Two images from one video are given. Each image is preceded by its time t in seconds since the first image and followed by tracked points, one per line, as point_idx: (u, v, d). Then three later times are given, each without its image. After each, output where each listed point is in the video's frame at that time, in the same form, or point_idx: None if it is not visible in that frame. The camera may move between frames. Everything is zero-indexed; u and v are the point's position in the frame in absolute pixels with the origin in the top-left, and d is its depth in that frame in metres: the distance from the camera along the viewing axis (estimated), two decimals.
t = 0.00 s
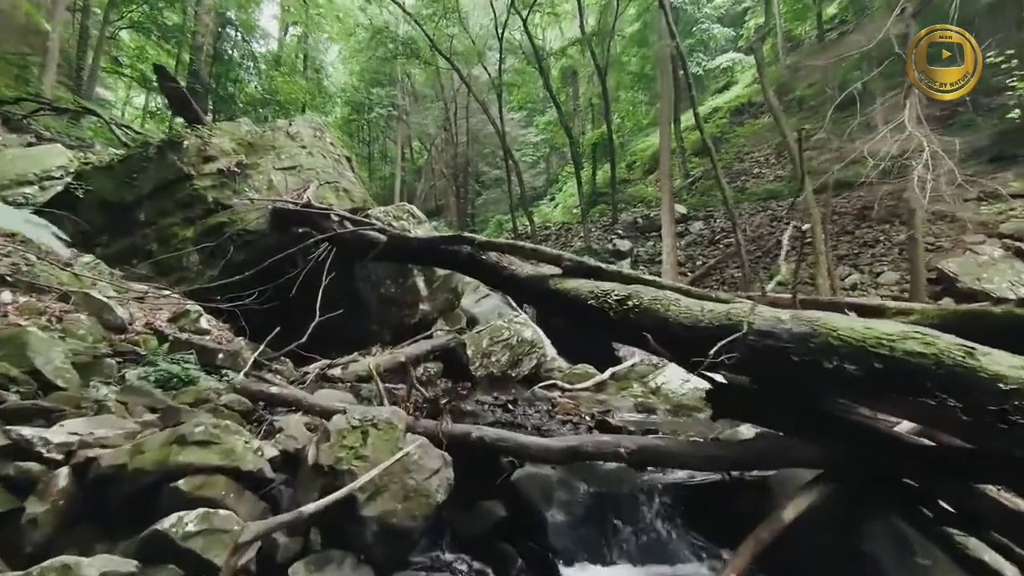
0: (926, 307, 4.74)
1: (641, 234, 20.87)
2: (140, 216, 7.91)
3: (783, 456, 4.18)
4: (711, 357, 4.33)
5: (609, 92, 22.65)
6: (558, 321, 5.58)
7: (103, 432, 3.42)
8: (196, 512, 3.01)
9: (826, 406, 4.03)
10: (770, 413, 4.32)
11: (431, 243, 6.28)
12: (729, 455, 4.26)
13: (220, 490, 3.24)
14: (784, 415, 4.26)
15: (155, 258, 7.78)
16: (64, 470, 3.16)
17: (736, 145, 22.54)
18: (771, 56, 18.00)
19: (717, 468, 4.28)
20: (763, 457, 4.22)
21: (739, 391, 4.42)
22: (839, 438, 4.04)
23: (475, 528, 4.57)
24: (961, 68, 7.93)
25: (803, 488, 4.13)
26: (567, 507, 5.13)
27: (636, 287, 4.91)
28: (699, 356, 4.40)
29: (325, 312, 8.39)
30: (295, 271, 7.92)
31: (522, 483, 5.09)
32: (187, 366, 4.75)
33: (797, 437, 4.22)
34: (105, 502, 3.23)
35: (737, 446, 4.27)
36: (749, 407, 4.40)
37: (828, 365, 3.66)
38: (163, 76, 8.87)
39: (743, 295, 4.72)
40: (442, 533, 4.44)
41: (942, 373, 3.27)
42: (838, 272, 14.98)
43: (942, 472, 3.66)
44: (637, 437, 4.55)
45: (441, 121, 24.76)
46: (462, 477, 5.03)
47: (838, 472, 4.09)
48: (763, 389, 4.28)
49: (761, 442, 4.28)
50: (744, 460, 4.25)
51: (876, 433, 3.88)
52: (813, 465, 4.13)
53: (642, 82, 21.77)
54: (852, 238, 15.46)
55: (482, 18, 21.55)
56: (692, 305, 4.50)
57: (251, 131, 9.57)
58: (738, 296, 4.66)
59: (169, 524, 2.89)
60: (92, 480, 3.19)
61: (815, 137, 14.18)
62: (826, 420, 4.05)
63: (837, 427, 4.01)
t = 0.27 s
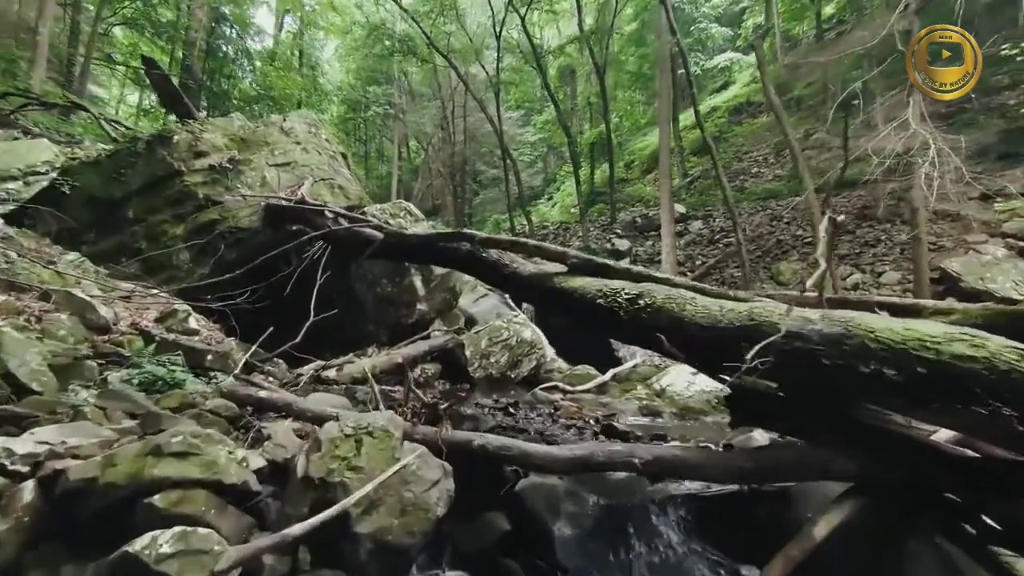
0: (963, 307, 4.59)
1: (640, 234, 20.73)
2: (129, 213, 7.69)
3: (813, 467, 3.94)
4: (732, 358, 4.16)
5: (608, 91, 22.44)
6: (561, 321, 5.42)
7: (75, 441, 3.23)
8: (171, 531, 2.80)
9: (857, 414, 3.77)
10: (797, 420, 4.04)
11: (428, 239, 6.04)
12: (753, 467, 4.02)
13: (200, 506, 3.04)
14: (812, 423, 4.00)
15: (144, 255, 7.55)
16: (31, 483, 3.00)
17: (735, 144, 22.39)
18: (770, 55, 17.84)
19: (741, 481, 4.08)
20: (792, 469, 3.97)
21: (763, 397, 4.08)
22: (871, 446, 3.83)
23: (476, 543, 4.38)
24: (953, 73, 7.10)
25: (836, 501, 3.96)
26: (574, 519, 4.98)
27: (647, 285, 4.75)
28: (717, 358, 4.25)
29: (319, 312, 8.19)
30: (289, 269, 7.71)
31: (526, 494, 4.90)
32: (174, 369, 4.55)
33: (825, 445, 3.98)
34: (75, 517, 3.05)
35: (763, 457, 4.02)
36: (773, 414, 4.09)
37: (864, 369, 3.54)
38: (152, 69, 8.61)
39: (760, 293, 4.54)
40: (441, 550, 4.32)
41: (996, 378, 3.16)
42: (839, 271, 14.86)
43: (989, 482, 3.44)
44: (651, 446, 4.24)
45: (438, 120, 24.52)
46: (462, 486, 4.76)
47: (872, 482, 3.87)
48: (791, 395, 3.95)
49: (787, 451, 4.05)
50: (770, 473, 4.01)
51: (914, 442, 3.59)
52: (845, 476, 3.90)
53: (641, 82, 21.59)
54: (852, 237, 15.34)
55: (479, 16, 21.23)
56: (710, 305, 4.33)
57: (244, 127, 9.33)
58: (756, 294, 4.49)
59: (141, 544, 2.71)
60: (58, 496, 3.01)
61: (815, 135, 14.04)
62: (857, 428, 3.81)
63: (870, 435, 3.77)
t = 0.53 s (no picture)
0: (990, 306, 4.48)
1: (639, 233, 20.67)
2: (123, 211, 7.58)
3: (831, 474, 3.78)
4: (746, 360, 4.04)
5: (608, 91, 22.35)
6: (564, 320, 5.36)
7: (61, 445, 3.16)
8: (157, 542, 2.73)
9: (873, 418, 3.63)
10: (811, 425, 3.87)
11: (429, 237, 5.94)
12: (766, 475, 3.86)
13: (186, 514, 2.96)
14: (827, 427, 3.85)
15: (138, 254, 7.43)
16: (12, 490, 2.88)
17: (734, 143, 22.33)
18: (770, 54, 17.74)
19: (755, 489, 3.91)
20: (808, 477, 3.82)
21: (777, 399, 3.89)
22: (889, 450, 3.70)
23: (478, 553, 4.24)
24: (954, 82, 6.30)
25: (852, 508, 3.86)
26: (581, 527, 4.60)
27: (654, 284, 4.65)
28: (728, 360, 4.15)
29: (316, 312, 8.09)
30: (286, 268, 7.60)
31: (529, 499, 4.67)
32: (166, 369, 4.45)
33: (842, 451, 3.83)
34: (59, 526, 2.94)
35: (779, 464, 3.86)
36: (787, 419, 3.91)
37: (887, 373, 3.37)
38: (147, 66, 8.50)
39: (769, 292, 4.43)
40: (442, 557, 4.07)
41: None
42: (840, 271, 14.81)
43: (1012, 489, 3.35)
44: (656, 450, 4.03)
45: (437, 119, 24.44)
46: (462, 491, 4.60)
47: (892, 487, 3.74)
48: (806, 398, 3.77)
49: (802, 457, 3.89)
50: (786, 480, 3.85)
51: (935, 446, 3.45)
52: (865, 483, 3.75)
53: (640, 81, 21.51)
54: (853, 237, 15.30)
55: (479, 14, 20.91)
56: (720, 304, 4.22)
57: (240, 124, 9.21)
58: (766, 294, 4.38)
59: (125, 555, 2.64)
60: (41, 504, 2.89)
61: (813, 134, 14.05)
62: (875, 433, 3.67)
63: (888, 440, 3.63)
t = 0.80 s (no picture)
0: None
1: (638, 233, 20.51)
2: (111, 208, 7.35)
3: (865, 488, 3.37)
4: (771, 362, 3.77)
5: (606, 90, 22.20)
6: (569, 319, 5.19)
7: (28, 455, 2.91)
8: (128, 565, 2.34)
9: (910, 427, 3.21)
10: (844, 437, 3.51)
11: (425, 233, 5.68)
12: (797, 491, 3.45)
13: (159, 533, 2.66)
14: (859, 437, 3.47)
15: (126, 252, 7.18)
16: None
17: (733, 143, 22.21)
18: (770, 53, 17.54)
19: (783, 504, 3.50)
20: (839, 491, 3.40)
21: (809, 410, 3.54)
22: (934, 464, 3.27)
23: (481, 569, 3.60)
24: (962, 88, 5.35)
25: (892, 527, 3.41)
26: (591, 541, 4.04)
27: (669, 282, 4.43)
28: (748, 361, 3.91)
29: (311, 311, 7.88)
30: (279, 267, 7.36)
31: (535, 512, 4.13)
32: (151, 372, 4.23)
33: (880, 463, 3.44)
34: (24, 546, 2.71)
35: (810, 478, 3.45)
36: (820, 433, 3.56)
37: (934, 378, 3.09)
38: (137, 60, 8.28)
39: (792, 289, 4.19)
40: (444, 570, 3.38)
41: None
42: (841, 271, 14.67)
43: None
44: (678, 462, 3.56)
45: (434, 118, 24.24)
46: (464, 501, 3.95)
47: (936, 506, 3.29)
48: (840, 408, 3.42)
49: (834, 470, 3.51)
50: (818, 496, 3.43)
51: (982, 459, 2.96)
52: (906, 500, 3.31)
53: (639, 80, 21.37)
54: (854, 237, 15.23)
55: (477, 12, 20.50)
56: (743, 303, 3.99)
57: (233, 119, 8.98)
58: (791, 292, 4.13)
59: None
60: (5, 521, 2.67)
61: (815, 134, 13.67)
62: (915, 444, 3.24)
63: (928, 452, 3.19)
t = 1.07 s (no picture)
0: None
1: (638, 233, 20.39)
2: (104, 206, 7.24)
3: (888, 496, 3.26)
4: (784, 363, 3.72)
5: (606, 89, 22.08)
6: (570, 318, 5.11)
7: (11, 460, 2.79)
8: None
9: (931, 431, 3.22)
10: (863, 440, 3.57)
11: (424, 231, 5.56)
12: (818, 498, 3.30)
13: (145, 545, 2.55)
14: (879, 443, 3.51)
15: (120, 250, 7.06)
16: None
17: (733, 143, 22.13)
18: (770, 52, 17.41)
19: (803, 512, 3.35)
20: (858, 500, 3.28)
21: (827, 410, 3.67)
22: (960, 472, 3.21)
23: None
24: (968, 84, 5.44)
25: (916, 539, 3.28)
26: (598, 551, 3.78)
27: (676, 280, 4.29)
28: (761, 363, 3.84)
29: (308, 312, 7.79)
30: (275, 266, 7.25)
31: (539, 520, 3.90)
32: (143, 374, 4.12)
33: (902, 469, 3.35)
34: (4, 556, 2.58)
35: (823, 485, 3.31)
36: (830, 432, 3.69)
37: (962, 381, 3.08)
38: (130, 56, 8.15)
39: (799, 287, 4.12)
40: None
41: None
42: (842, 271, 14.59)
43: None
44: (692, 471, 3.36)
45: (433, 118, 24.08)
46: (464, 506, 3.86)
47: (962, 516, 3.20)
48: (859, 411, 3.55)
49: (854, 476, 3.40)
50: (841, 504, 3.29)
51: (1006, 463, 2.89)
52: (931, 510, 3.21)
53: (638, 80, 21.27)
54: (854, 237, 15.24)
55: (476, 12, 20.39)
56: (755, 302, 3.87)
57: (228, 116, 8.85)
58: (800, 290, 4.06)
59: None
60: None
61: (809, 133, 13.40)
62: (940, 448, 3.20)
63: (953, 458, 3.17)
